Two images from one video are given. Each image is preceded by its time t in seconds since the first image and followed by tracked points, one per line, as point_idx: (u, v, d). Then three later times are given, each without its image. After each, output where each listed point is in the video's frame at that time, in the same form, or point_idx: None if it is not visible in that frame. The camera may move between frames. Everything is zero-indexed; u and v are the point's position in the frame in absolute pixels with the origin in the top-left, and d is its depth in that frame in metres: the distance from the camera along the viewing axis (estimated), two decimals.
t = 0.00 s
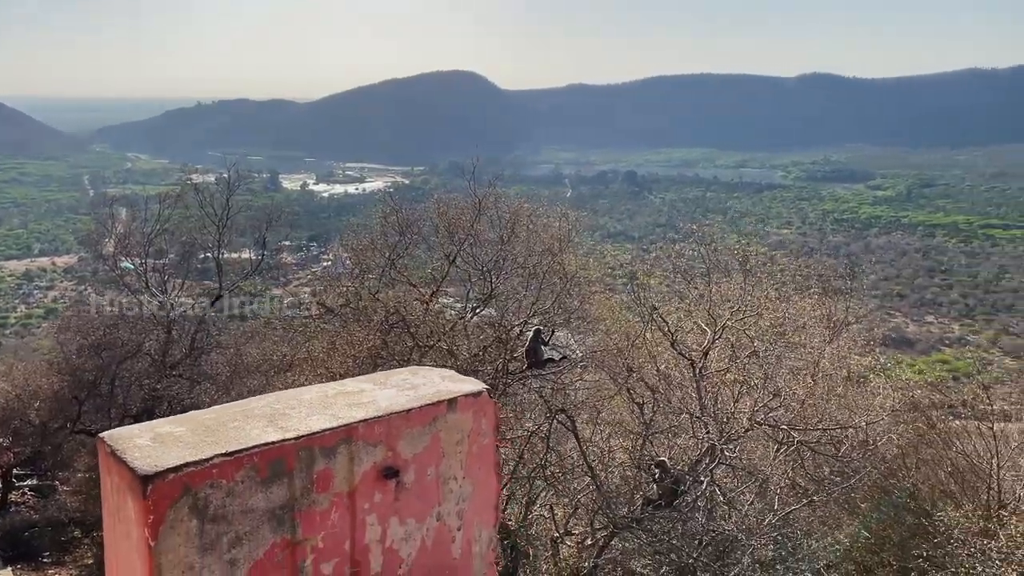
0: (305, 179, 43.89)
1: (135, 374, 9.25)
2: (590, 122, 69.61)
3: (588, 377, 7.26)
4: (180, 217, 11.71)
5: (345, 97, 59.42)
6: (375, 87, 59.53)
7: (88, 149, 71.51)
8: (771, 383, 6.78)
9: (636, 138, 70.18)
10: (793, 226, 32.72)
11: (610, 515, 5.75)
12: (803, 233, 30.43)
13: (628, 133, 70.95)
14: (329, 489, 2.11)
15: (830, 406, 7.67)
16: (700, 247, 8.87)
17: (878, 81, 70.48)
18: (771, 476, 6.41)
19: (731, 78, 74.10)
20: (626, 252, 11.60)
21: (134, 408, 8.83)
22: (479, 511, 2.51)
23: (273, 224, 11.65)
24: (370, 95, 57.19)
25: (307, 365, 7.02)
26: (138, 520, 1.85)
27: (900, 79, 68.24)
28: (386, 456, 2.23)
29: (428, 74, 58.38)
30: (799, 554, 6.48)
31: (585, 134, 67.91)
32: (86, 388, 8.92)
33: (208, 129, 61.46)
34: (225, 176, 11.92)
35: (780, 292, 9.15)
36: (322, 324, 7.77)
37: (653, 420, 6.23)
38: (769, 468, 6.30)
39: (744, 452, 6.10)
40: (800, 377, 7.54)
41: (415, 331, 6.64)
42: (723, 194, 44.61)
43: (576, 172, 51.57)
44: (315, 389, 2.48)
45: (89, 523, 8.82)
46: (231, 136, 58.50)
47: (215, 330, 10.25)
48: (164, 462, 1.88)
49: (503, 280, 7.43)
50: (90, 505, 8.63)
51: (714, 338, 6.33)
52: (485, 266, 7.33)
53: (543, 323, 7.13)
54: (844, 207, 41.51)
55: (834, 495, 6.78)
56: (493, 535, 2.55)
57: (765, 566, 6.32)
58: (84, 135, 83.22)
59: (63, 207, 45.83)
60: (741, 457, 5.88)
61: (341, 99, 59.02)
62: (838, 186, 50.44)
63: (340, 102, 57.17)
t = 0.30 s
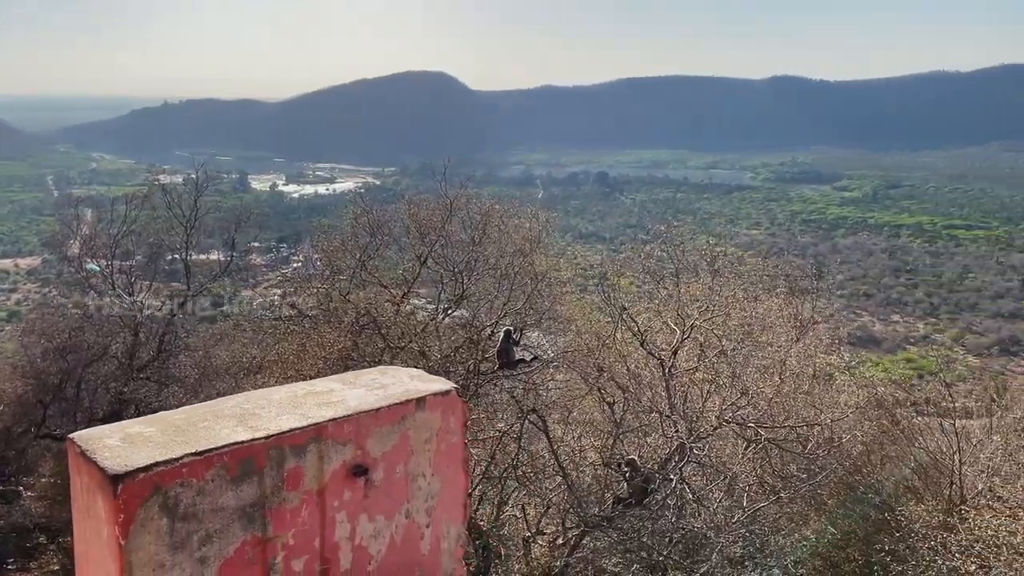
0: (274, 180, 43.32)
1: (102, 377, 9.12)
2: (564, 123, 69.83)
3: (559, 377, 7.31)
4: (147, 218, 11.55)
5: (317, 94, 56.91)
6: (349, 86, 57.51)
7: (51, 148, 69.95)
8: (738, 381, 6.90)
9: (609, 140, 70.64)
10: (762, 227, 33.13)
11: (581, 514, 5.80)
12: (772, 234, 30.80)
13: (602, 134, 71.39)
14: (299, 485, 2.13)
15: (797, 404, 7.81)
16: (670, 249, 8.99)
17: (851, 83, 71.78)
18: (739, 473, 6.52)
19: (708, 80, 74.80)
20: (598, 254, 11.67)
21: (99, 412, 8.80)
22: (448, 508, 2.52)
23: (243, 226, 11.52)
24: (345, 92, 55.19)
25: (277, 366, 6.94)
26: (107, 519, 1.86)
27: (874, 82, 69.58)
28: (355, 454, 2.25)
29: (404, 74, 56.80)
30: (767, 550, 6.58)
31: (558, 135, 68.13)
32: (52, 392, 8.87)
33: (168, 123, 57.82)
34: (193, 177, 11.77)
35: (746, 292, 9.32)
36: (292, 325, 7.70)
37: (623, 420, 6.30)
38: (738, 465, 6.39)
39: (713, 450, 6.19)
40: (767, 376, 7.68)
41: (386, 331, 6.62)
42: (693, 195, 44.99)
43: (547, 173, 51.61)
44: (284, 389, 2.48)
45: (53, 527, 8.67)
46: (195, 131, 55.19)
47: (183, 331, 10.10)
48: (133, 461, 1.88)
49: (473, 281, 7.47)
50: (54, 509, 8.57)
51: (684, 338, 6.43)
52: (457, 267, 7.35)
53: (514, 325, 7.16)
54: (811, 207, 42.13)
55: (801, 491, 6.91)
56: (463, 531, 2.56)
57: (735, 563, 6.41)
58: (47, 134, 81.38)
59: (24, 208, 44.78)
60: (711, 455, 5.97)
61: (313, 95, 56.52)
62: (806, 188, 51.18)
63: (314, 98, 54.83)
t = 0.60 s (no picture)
0: (241, 180, 42.65)
1: (64, 381, 8.95)
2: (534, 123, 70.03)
3: (527, 377, 7.35)
4: (110, 220, 11.35)
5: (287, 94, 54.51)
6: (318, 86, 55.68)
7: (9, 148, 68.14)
8: (705, 380, 7.01)
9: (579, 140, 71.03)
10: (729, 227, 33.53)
11: (551, 514, 5.82)
12: (738, 234, 31.20)
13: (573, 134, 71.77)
14: (258, 486, 2.13)
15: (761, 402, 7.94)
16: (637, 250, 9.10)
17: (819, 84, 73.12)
18: (706, 471, 6.62)
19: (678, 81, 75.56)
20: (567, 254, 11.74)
21: (61, 418, 8.59)
22: (409, 506, 2.54)
23: (208, 227, 11.36)
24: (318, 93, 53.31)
25: (243, 369, 6.83)
26: (65, 520, 1.84)
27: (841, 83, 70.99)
28: (316, 454, 2.26)
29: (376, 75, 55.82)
30: (734, 546, 6.68)
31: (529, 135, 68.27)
32: (13, 398, 8.61)
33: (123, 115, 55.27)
34: (157, 178, 11.59)
35: (712, 291, 9.46)
36: (257, 327, 7.57)
37: (592, 419, 6.36)
38: (705, 462, 6.48)
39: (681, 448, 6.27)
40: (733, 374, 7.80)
41: (355, 334, 6.60)
42: (662, 196, 45.36)
43: (517, 174, 51.56)
44: (246, 390, 2.48)
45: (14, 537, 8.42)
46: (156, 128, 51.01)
47: (147, 335, 10.01)
48: (92, 462, 1.87)
49: (445, 282, 7.47)
50: (15, 518, 8.33)
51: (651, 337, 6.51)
52: (425, 268, 7.34)
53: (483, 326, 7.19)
54: (777, 208, 42.74)
55: (767, 488, 7.02)
56: (423, 529, 2.58)
57: (702, 560, 6.46)
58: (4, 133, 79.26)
59: None
60: (679, 452, 6.05)
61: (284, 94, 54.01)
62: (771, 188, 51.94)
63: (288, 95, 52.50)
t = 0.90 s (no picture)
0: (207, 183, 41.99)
1: (27, 389, 8.99)
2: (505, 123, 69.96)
3: (495, 378, 7.39)
4: (73, 224, 11.22)
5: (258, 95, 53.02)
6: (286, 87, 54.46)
7: None
8: (671, 379, 7.11)
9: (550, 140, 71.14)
10: (697, 227, 33.91)
11: (520, 514, 5.84)
12: (706, 233, 31.56)
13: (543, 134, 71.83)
14: (209, 487, 2.14)
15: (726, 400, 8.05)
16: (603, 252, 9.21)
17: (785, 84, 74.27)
18: (673, 467, 6.70)
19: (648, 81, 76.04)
20: (535, 254, 11.80)
21: (23, 424, 8.55)
22: (364, 506, 2.55)
23: (174, 230, 11.22)
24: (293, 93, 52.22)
25: (209, 374, 6.67)
26: (11, 526, 1.83)
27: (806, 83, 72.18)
28: (267, 455, 2.26)
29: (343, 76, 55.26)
30: (700, 543, 6.76)
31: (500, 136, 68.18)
32: None
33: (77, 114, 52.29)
34: (121, 181, 11.47)
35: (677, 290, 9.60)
36: (222, 330, 7.40)
37: (559, 418, 6.41)
38: (670, 460, 6.55)
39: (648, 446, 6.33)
40: (698, 373, 7.91)
41: (321, 335, 6.55)
42: (630, 196, 45.72)
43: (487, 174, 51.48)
44: (199, 392, 2.47)
45: None
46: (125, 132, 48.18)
47: (112, 340, 9.87)
48: (37, 467, 1.86)
49: (413, 283, 7.46)
50: None
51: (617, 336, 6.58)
52: (391, 270, 7.32)
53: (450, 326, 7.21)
54: (744, 207, 43.31)
55: (732, 483, 7.12)
56: (378, 528, 2.59)
57: (669, 556, 6.54)
58: None
59: None
60: (646, 449, 6.10)
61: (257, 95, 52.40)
62: (738, 188, 52.60)
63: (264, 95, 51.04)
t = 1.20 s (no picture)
0: (172, 185, 41.21)
1: None
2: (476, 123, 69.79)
3: (465, 378, 7.40)
4: (34, 228, 11.06)
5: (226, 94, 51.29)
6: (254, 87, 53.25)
7: None
8: (637, 376, 7.19)
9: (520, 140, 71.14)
10: (666, 225, 34.23)
11: (489, 514, 5.86)
12: (675, 232, 31.87)
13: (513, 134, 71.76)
14: (156, 492, 2.14)
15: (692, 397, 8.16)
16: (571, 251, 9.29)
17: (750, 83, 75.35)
18: (640, 464, 6.78)
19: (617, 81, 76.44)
20: (504, 254, 11.82)
21: None
22: (316, 507, 2.55)
23: (138, 233, 11.10)
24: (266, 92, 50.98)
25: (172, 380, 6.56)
26: None
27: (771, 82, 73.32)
28: (215, 458, 2.26)
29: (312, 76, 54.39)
30: (668, 538, 6.85)
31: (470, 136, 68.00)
32: None
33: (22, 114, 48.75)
34: (82, 184, 11.33)
35: (643, 288, 9.70)
36: (185, 335, 7.29)
37: (527, 417, 6.45)
38: (637, 457, 6.62)
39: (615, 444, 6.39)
40: (665, 370, 8.00)
41: (287, 338, 6.49)
42: (600, 195, 45.94)
43: (457, 175, 51.30)
44: (148, 395, 2.46)
45: None
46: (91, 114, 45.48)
47: (73, 346, 9.75)
48: None
49: (380, 284, 7.48)
50: None
51: (583, 335, 6.62)
52: (357, 270, 7.29)
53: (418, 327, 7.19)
54: (712, 206, 43.82)
55: (698, 479, 7.23)
56: (331, 530, 2.59)
57: (639, 553, 6.61)
58: None
59: None
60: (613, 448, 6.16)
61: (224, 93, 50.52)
62: (706, 186, 53.16)
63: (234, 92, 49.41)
